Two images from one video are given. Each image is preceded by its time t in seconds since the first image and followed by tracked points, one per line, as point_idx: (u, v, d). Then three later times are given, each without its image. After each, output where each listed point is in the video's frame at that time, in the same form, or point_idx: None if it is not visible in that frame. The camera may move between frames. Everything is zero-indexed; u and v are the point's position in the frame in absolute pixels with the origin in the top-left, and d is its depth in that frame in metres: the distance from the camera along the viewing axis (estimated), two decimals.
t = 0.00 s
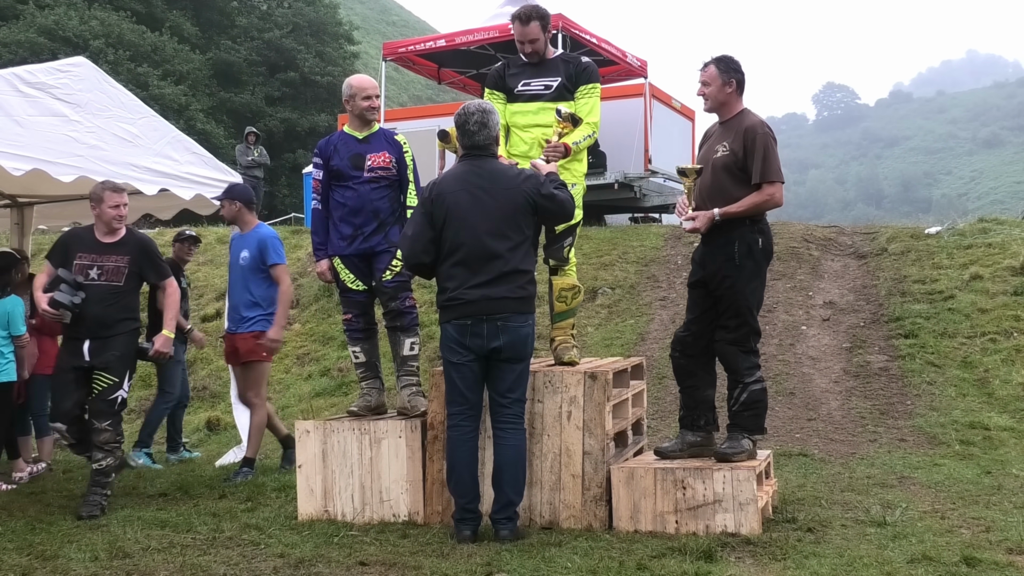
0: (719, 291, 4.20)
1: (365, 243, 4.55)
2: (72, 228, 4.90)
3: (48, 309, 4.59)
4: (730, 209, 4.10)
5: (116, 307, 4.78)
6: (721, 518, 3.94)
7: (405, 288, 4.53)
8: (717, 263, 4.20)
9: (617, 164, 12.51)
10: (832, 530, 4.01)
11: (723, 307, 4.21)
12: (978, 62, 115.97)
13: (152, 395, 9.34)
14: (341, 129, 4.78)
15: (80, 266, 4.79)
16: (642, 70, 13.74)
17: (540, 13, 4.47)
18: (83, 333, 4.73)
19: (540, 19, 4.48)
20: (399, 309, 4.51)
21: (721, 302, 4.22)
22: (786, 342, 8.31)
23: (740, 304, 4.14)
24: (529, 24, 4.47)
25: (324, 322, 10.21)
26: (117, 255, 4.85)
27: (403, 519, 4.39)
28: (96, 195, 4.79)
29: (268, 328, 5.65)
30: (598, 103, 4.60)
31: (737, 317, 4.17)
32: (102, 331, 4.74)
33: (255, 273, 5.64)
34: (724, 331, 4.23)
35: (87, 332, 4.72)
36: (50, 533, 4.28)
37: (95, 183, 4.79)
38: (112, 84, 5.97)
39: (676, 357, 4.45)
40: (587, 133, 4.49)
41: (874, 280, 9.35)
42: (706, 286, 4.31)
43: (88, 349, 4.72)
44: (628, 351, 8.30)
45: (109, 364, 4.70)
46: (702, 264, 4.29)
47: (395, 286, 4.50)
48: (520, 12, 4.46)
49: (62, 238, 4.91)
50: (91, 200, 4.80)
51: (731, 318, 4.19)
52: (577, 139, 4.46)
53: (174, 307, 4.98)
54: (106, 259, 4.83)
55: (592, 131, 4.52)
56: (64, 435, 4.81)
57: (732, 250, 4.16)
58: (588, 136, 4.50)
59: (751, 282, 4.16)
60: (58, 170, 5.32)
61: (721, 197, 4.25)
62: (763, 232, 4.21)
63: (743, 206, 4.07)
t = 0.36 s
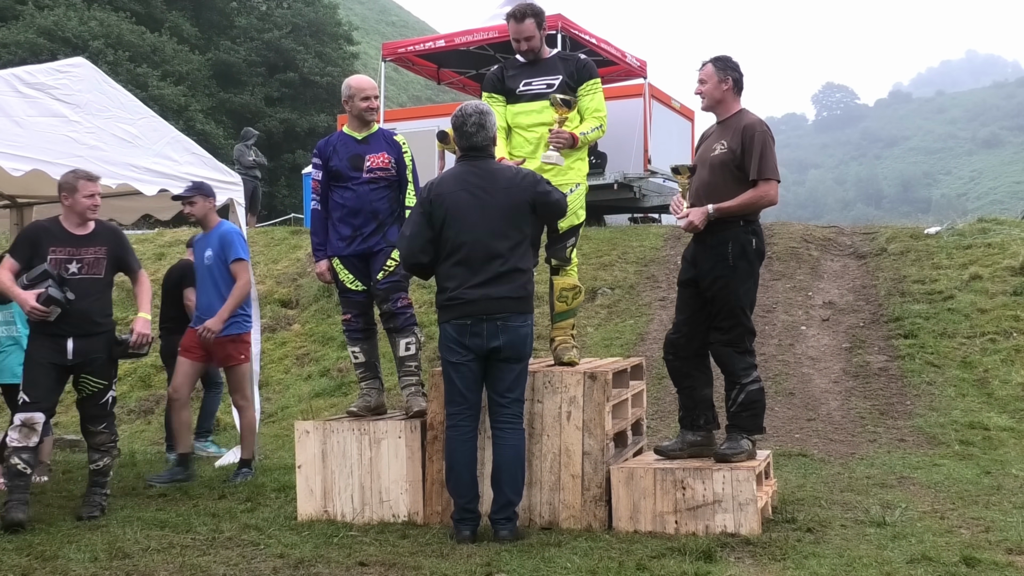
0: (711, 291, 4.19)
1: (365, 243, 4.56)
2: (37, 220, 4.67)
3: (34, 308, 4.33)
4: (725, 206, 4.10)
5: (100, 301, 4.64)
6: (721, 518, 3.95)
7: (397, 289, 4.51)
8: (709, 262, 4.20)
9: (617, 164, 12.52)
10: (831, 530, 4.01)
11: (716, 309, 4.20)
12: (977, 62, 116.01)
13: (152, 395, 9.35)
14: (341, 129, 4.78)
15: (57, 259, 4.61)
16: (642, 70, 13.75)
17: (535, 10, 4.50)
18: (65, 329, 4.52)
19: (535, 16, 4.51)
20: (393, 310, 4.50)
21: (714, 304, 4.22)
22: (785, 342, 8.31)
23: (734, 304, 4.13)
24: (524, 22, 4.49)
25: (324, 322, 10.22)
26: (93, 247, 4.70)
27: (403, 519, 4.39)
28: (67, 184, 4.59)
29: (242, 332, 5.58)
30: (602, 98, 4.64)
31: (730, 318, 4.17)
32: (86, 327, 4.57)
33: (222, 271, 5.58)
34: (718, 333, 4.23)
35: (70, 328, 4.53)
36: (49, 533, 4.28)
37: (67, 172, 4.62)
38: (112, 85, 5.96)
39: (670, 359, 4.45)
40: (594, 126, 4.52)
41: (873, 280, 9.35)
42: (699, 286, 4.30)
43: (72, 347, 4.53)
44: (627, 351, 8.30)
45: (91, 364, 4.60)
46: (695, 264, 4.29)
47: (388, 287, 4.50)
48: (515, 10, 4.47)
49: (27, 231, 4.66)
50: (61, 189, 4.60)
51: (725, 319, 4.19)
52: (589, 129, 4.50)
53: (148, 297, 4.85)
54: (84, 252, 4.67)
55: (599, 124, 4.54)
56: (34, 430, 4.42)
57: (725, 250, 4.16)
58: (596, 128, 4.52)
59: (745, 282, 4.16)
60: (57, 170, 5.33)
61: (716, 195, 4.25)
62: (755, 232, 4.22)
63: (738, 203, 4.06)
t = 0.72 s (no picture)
0: (704, 291, 4.19)
1: (364, 243, 4.55)
2: None
3: (25, 308, 4.23)
4: (709, 207, 4.08)
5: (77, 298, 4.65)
6: (721, 517, 3.95)
7: (400, 289, 4.51)
8: (702, 263, 4.19)
9: (616, 164, 12.51)
10: (831, 530, 4.00)
11: (708, 309, 4.21)
12: (976, 61, 116.00)
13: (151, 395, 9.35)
14: (340, 129, 4.77)
15: (30, 256, 4.52)
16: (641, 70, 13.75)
17: (532, 9, 4.48)
18: (48, 329, 4.43)
19: (530, 16, 4.49)
20: (394, 310, 4.50)
21: (705, 304, 4.22)
22: (785, 342, 8.30)
23: (727, 303, 4.14)
24: (521, 21, 4.48)
25: (324, 322, 10.22)
26: (64, 243, 4.67)
27: (403, 519, 4.40)
28: (29, 177, 4.42)
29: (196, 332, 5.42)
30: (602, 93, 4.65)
31: (723, 317, 4.17)
32: (67, 325, 4.50)
33: (175, 271, 5.39)
34: (711, 333, 4.23)
35: (52, 327, 4.43)
36: (49, 534, 4.28)
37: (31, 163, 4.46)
38: (111, 85, 5.96)
39: (669, 359, 4.42)
40: (597, 123, 4.54)
41: (873, 279, 9.35)
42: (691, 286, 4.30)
43: (55, 346, 4.44)
44: (627, 351, 8.30)
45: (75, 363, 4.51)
46: (686, 264, 4.29)
47: (390, 287, 4.49)
48: (512, 9, 4.46)
49: None
50: (24, 183, 4.42)
51: (719, 318, 4.19)
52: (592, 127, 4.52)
53: (103, 292, 5.01)
54: (57, 248, 4.63)
55: (602, 121, 4.57)
56: (27, 441, 4.34)
57: (716, 250, 4.16)
58: (598, 126, 4.55)
59: (737, 281, 4.18)
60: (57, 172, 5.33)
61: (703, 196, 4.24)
62: (743, 231, 4.23)
63: (722, 202, 4.05)
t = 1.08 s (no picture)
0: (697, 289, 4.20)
1: (365, 244, 4.55)
2: None
3: (34, 309, 4.17)
4: (705, 208, 4.06)
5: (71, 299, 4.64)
6: (720, 517, 3.95)
7: (401, 289, 4.51)
8: (699, 262, 4.19)
9: (616, 164, 12.53)
10: (830, 530, 4.00)
11: (695, 305, 4.18)
12: (976, 61, 116.06)
13: (151, 396, 9.35)
14: (341, 129, 4.77)
15: (29, 254, 4.45)
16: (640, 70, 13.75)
17: (548, 7, 4.49)
18: (46, 330, 4.37)
19: (548, 14, 4.50)
20: (395, 310, 4.50)
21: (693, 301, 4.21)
22: (784, 342, 8.31)
23: (714, 300, 4.15)
24: (539, 18, 4.48)
25: (323, 322, 10.21)
26: (58, 243, 4.62)
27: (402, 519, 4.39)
28: (27, 175, 4.37)
29: (160, 325, 5.36)
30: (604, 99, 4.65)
31: (710, 313, 4.15)
32: (64, 326, 4.46)
33: (141, 270, 5.43)
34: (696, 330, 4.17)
35: (49, 328, 4.38)
36: (48, 535, 4.28)
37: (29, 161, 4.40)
38: (111, 85, 5.96)
39: (668, 360, 4.41)
40: (597, 126, 4.55)
41: (872, 279, 9.35)
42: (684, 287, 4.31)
43: (54, 347, 4.39)
44: (626, 351, 8.30)
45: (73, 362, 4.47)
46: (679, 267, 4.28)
47: (391, 287, 4.49)
48: (528, 5, 4.46)
49: None
50: (22, 181, 4.36)
51: (703, 315, 4.15)
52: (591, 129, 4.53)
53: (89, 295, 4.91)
54: (52, 247, 4.58)
55: (601, 125, 4.57)
56: (26, 443, 4.33)
57: (711, 249, 4.17)
58: (598, 128, 4.55)
59: (728, 282, 4.21)
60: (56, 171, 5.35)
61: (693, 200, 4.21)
62: (733, 232, 4.25)
63: (717, 201, 4.04)
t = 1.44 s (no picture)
0: (702, 291, 4.21)
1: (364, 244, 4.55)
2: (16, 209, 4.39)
3: (42, 308, 4.16)
4: (709, 203, 4.10)
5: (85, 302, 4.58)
6: (720, 517, 3.95)
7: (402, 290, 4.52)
8: (700, 263, 4.20)
9: (616, 164, 12.54)
10: (830, 530, 4.00)
11: (705, 308, 4.21)
12: (976, 61, 116.08)
13: (151, 395, 9.35)
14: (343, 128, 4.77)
15: (47, 253, 4.41)
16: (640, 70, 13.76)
17: (549, 6, 4.51)
18: (58, 329, 4.34)
19: (548, 13, 4.52)
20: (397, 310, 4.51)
21: (702, 303, 4.23)
22: (784, 342, 8.31)
23: (723, 302, 4.19)
24: (538, 17, 4.50)
25: (324, 322, 10.21)
26: (79, 244, 4.55)
27: (403, 519, 4.40)
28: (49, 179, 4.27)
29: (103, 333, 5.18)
30: (608, 99, 4.58)
31: (719, 316, 4.19)
32: (76, 326, 4.43)
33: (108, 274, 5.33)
34: (707, 333, 4.20)
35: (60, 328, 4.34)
36: (48, 535, 4.27)
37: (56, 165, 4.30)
38: (111, 85, 5.95)
39: (663, 362, 4.40)
40: (597, 125, 4.49)
41: (873, 279, 9.36)
42: (684, 288, 4.31)
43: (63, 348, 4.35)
44: (627, 351, 8.30)
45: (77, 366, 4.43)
46: (679, 268, 4.28)
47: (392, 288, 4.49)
48: (530, 5, 4.49)
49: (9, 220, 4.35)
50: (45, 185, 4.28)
51: (713, 318, 4.20)
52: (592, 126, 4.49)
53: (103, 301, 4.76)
54: (72, 248, 4.51)
55: (602, 124, 4.52)
56: (34, 443, 4.30)
57: (715, 251, 4.19)
58: (597, 127, 4.50)
59: (732, 282, 4.24)
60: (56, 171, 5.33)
61: (693, 197, 4.24)
62: (731, 231, 4.28)
63: (720, 196, 4.09)
